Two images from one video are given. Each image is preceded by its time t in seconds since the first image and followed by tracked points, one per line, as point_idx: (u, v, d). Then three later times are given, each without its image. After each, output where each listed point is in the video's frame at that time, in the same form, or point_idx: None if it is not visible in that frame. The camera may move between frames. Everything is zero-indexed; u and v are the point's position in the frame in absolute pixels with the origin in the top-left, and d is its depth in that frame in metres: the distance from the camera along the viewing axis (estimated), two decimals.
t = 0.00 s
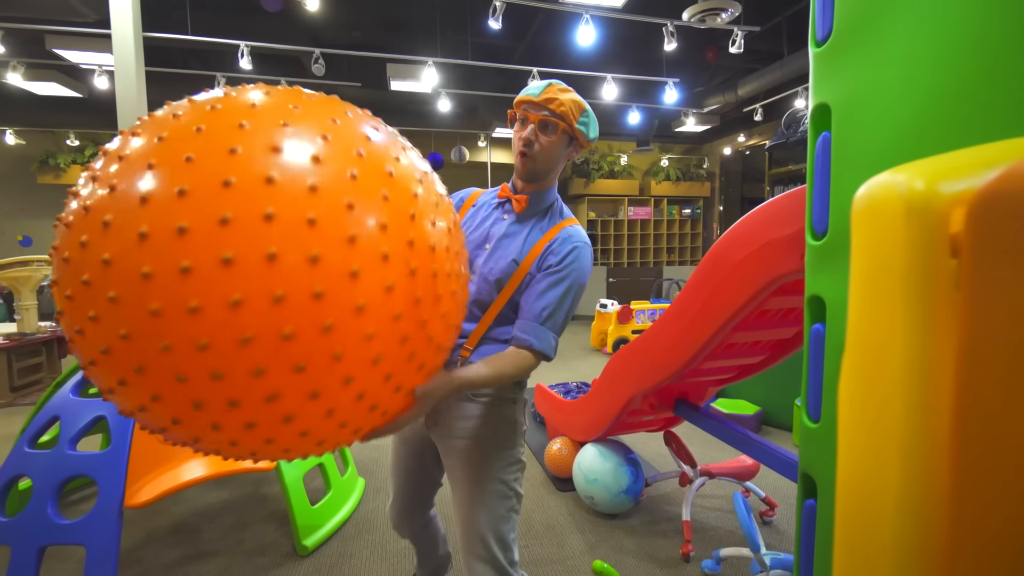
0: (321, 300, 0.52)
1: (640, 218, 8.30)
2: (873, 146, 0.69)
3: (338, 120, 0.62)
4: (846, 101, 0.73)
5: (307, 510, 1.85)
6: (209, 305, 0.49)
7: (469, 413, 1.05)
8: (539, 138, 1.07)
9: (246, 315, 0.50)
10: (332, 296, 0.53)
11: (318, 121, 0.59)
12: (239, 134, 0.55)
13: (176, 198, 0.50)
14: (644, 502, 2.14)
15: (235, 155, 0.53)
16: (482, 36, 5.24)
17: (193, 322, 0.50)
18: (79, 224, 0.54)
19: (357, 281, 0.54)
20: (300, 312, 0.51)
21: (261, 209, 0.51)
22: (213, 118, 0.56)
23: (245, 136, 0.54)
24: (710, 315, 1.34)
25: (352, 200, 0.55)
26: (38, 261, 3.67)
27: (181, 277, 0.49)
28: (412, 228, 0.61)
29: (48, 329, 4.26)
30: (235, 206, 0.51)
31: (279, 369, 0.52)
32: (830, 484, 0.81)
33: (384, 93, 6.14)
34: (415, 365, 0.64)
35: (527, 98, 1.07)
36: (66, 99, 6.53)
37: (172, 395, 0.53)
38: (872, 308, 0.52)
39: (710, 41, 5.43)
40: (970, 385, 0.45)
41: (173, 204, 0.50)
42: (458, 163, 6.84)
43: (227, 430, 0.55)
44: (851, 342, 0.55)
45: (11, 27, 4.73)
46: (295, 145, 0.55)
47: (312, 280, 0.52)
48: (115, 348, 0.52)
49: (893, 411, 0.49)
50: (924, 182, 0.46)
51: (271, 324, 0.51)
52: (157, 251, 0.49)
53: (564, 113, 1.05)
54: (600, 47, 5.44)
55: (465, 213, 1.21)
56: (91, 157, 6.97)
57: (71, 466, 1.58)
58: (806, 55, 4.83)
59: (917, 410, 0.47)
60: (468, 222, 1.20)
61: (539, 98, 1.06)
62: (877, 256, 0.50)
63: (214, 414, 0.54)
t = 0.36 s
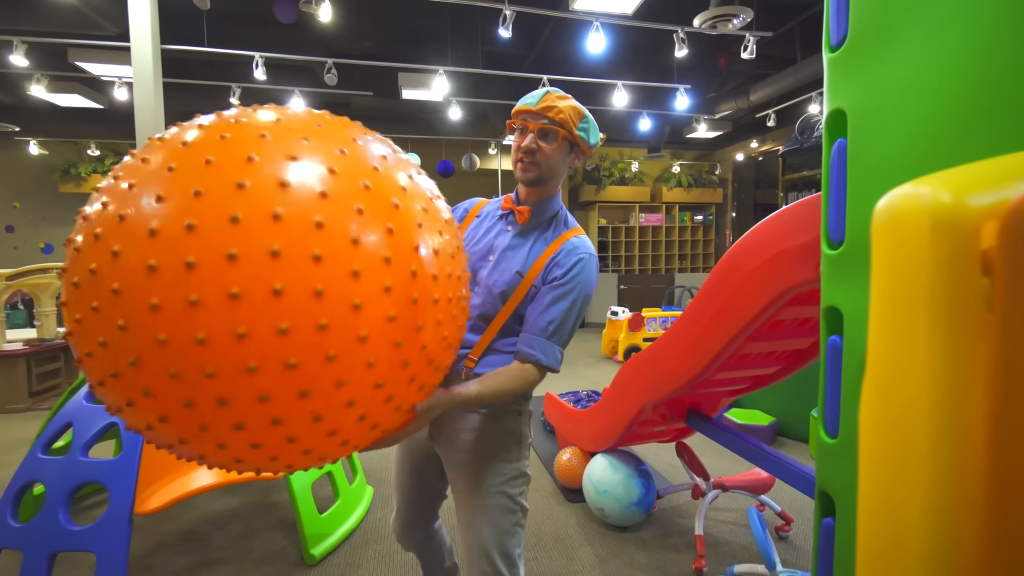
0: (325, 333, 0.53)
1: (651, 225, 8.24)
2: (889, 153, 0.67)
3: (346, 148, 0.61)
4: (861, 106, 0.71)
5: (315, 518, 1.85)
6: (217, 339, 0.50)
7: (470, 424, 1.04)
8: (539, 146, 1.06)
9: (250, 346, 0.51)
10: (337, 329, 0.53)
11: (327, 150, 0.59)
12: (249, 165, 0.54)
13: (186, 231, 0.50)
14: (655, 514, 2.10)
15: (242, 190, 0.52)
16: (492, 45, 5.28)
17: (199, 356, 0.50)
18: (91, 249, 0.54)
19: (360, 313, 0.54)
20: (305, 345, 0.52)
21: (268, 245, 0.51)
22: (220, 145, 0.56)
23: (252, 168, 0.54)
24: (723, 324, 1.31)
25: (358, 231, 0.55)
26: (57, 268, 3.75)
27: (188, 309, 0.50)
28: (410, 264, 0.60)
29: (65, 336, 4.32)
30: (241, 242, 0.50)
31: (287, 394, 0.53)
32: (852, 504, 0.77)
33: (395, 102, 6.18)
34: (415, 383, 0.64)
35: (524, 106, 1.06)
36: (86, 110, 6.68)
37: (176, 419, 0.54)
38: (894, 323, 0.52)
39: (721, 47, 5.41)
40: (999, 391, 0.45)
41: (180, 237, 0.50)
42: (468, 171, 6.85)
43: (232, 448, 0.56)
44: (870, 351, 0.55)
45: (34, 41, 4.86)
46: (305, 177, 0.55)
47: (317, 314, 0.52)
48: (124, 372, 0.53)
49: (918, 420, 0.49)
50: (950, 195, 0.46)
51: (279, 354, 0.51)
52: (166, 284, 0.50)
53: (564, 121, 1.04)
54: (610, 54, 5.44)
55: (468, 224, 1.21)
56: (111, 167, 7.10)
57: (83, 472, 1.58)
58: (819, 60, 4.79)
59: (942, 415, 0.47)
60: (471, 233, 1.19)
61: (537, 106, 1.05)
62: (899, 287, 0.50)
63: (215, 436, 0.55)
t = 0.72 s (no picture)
0: (345, 327, 0.53)
1: (666, 230, 8.17)
2: (908, 158, 0.65)
3: (339, 151, 0.62)
4: (878, 109, 0.69)
5: (326, 524, 1.84)
6: (241, 340, 0.50)
7: (480, 434, 1.03)
8: (550, 156, 1.05)
9: (286, 376, 0.52)
10: (356, 323, 0.54)
11: (321, 154, 0.60)
12: (250, 169, 0.55)
13: (199, 236, 0.51)
14: (670, 526, 2.06)
15: (250, 195, 0.53)
16: (505, 52, 5.33)
17: (225, 358, 0.50)
18: (100, 271, 0.54)
19: (376, 307, 0.55)
20: (327, 339, 0.52)
21: (281, 243, 0.52)
22: (221, 155, 0.56)
23: (254, 172, 0.55)
24: (739, 331, 1.28)
25: (363, 230, 0.56)
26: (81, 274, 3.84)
27: (209, 312, 0.50)
28: (416, 259, 0.60)
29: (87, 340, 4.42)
30: (255, 242, 0.51)
31: (312, 391, 0.53)
32: (874, 522, 0.74)
33: (409, 109, 6.24)
34: (434, 372, 0.65)
35: (533, 116, 1.03)
36: (111, 120, 6.88)
37: (202, 429, 0.54)
38: (917, 338, 0.50)
39: (736, 52, 5.37)
40: None
41: (194, 243, 0.51)
42: (482, 177, 6.88)
43: (261, 452, 0.56)
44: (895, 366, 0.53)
45: (62, 54, 5.01)
46: (307, 178, 0.56)
47: (337, 308, 0.53)
48: (145, 385, 0.52)
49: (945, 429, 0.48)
50: (978, 198, 0.45)
51: (303, 350, 0.52)
52: (184, 289, 0.50)
53: (575, 130, 1.02)
54: (623, 60, 5.43)
55: (478, 230, 1.20)
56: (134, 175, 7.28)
57: (100, 476, 1.61)
58: (837, 63, 4.72)
59: (974, 422, 0.46)
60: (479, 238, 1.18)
61: (547, 116, 1.02)
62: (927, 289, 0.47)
63: (246, 443, 0.54)
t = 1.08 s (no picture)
0: (388, 338, 0.53)
1: (684, 235, 8.08)
2: (940, 161, 0.63)
3: (384, 151, 0.60)
4: (913, 110, 0.67)
5: (343, 528, 1.85)
6: (286, 349, 0.50)
7: (508, 439, 1.01)
8: (570, 152, 1.03)
9: (328, 384, 0.52)
10: (399, 334, 0.53)
11: (366, 155, 0.58)
12: (296, 174, 0.54)
13: (247, 243, 0.50)
14: (689, 536, 2.02)
15: (294, 201, 0.52)
16: (521, 58, 5.36)
17: (273, 365, 0.51)
18: (151, 270, 0.54)
19: (418, 318, 0.55)
20: (370, 350, 0.52)
21: (326, 254, 0.51)
22: (268, 156, 0.55)
23: (300, 176, 0.54)
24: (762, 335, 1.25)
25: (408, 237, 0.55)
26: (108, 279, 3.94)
27: (256, 320, 0.50)
28: (460, 264, 0.59)
29: (113, 342, 4.53)
30: (302, 250, 0.50)
31: (353, 398, 0.53)
32: (909, 536, 0.72)
33: (426, 116, 6.29)
34: (471, 376, 0.64)
35: (552, 110, 1.01)
36: (139, 130, 7.09)
37: (248, 427, 0.55)
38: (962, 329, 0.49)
39: (755, 54, 5.30)
40: None
41: (241, 250, 0.50)
42: (497, 183, 6.90)
43: (302, 452, 0.57)
44: (938, 363, 0.52)
45: (93, 67, 5.18)
46: (352, 182, 0.55)
47: (380, 320, 0.52)
48: (195, 384, 0.54)
49: (998, 431, 0.47)
50: None
51: (345, 359, 0.52)
52: (233, 296, 0.50)
53: (594, 125, 1.02)
54: (639, 64, 5.41)
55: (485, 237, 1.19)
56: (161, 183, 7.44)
57: (125, 475, 1.64)
58: (861, 64, 4.62)
59: None
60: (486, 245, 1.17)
61: (567, 110, 1.01)
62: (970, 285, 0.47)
63: (290, 442, 0.55)
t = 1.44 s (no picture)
0: (400, 377, 0.53)
1: (701, 240, 7.99)
2: (973, 161, 0.61)
3: (407, 164, 0.59)
4: (947, 108, 0.64)
5: (359, 531, 1.85)
6: (292, 379, 0.51)
7: (532, 446, 1.00)
8: (584, 166, 1.00)
9: (334, 424, 0.52)
10: (412, 373, 0.53)
11: (388, 168, 0.57)
12: (311, 189, 0.53)
13: (252, 268, 0.50)
14: (709, 546, 1.98)
15: (308, 226, 0.52)
16: (537, 64, 5.37)
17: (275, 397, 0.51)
18: (152, 287, 0.55)
19: (435, 355, 0.54)
20: (380, 390, 0.52)
21: (337, 284, 0.50)
22: (286, 171, 0.55)
23: (315, 194, 0.53)
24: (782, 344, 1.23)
25: (428, 266, 0.54)
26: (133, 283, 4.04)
27: (257, 352, 0.50)
28: (483, 293, 0.58)
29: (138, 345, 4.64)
30: (310, 280, 0.50)
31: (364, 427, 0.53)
32: (945, 552, 0.69)
33: (442, 123, 6.34)
34: (486, 411, 0.64)
35: (560, 127, 0.96)
36: (164, 139, 7.27)
37: (247, 454, 0.55)
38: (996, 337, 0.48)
39: (775, 56, 5.24)
40: None
41: (247, 276, 0.51)
42: (513, 188, 6.91)
43: (302, 482, 0.57)
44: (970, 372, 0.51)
45: (121, 78, 5.35)
46: (369, 203, 0.54)
47: (394, 358, 0.52)
48: (196, 413, 0.55)
49: None
50: None
51: (354, 401, 0.52)
52: (233, 326, 0.50)
53: (608, 138, 0.98)
54: (656, 67, 5.38)
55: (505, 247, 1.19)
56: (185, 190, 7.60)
57: (147, 476, 1.67)
58: (885, 64, 4.52)
59: None
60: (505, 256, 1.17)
61: (577, 126, 0.95)
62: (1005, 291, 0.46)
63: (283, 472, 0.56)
